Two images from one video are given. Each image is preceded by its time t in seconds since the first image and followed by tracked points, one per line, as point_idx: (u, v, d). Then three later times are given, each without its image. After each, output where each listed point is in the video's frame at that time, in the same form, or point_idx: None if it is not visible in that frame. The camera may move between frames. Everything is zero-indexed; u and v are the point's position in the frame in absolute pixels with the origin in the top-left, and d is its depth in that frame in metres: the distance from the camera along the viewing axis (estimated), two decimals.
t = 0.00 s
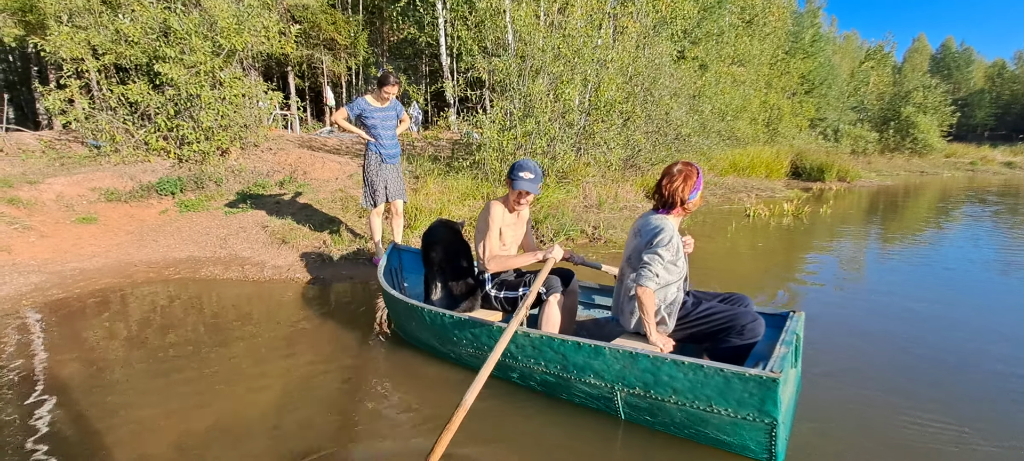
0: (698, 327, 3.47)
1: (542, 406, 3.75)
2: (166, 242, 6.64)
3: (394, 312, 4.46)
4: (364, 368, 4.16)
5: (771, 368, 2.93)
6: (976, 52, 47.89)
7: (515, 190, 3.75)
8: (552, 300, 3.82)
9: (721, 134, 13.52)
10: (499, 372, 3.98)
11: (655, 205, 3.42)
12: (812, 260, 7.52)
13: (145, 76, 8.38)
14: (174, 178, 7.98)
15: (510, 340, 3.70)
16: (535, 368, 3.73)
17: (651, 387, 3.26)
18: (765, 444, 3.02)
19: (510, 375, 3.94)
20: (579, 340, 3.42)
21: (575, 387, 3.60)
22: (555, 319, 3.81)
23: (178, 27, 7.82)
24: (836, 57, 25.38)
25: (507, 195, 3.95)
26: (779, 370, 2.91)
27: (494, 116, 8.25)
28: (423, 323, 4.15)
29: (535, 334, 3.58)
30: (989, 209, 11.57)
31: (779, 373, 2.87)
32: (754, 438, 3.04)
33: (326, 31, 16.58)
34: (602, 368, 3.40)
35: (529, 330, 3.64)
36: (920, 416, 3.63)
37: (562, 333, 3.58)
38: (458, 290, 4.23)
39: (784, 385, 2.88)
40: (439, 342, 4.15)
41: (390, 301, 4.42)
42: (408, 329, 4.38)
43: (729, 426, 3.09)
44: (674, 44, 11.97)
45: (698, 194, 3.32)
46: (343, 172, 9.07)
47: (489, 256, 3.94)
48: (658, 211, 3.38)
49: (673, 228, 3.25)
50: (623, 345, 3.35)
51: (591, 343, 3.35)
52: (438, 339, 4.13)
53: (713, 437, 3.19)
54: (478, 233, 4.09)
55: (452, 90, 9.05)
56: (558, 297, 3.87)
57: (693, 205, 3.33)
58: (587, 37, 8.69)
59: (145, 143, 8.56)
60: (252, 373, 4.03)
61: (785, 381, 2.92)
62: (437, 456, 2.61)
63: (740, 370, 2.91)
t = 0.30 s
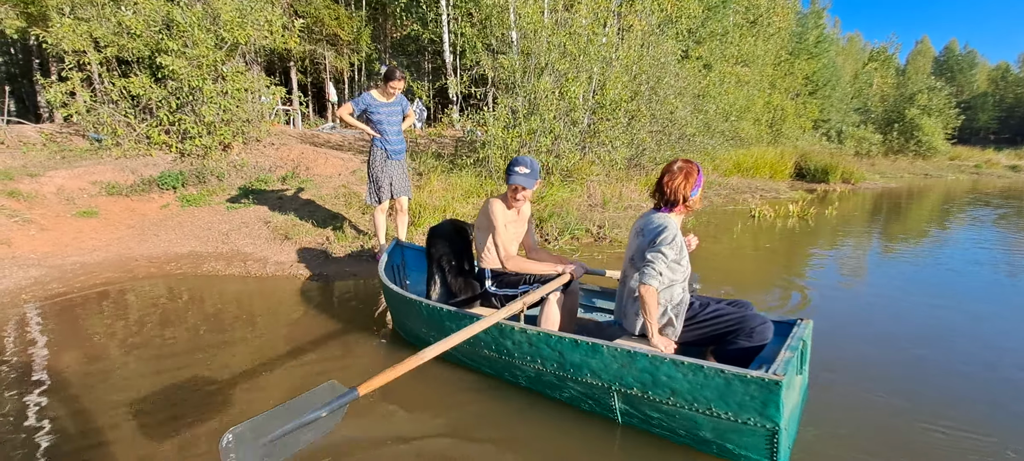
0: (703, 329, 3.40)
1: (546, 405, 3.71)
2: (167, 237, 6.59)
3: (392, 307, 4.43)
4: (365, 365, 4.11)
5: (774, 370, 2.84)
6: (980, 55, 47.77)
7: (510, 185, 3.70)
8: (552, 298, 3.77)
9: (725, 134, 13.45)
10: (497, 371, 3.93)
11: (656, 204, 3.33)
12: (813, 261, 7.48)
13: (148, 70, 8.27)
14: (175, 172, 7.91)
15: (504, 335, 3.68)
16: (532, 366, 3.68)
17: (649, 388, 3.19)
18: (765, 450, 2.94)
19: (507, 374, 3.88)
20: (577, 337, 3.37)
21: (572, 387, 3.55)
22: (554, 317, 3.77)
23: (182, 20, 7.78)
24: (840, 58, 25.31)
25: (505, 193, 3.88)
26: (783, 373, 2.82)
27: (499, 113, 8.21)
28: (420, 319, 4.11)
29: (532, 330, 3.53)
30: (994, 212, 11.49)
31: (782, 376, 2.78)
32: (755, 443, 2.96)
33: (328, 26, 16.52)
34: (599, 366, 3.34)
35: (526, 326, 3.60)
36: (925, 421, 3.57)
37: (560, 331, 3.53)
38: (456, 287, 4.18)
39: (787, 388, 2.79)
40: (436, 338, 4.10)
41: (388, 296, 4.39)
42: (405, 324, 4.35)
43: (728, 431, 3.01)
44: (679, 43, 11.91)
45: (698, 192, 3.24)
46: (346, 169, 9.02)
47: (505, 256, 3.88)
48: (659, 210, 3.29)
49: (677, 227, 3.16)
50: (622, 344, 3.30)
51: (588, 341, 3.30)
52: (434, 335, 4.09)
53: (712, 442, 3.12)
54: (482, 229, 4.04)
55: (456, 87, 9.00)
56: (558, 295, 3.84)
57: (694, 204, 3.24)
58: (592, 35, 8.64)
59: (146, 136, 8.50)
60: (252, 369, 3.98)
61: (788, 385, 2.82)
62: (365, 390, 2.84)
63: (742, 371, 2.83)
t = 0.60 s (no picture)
0: (714, 340, 3.33)
1: (551, 411, 3.67)
2: (169, 236, 6.55)
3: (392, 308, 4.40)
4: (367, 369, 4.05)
5: (781, 386, 2.76)
6: (983, 58, 47.68)
7: (511, 186, 3.65)
8: (553, 304, 3.72)
9: (729, 135, 13.40)
10: (496, 377, 3.87)
11: (661, 209, 3.29)
12: (815, 263, 7.46)
13: (150, 66, 8.21)
14: (177, 169, 7.87)
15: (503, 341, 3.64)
16: (531, 372, 3.62)
17: (649, 400, 3.12)
18: None
19: (506, 381, 3.83)
20: (577, 344, 3.31)
21: (571, 395, 3.48)
22: (555, 323, 3.74)
23: (185, 15, 7.72)
24: (844, 60, 25.24)
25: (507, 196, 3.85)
26: (790, 389, 2.73)
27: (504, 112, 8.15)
28: (419, 321, 4.08)
29: (532, 336, 3.48)
30: (998, 216, 11.42)
31: (789, 392, 2.69)
32: None
33: (332, 23, 16.46)
34: (599, 375, 3.28)
35: (525, 331, 3.55)
36: (933, 429, 3.49)
37: (560, 337, 3.48)
38: (455, 289, 4.12)
39: (794, 405, 2.71)
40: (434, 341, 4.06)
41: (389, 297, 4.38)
42: (405, 326, 4.32)
43: (731, 447, 2.93)
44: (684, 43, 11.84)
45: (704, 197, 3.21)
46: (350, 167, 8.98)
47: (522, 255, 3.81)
48: (666, 215, 3.24)
49: (684, 233, 3.09)
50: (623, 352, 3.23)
51: (588, 348, 3.25)
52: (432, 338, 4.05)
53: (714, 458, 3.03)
54: (485, 231, 3.99)
55: (461, 86, 8.95)
56: (558, 302, 3.75)
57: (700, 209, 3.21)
58: (598, 34, 8.58)
59: (148, 133, 8.47)
60: (253, 372, 3.93)
61: (795, 401, 2.73)
62: (327, 382, 2.90)
63: (747, 385, 2.75)
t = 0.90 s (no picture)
0: (720, 346, 3.29)
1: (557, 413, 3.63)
2: (171, 234, 6.52)
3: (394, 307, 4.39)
4: (372, 370, 4.01)
5: (782, 397, 2.68)
6: (986, 57, 47.57)
7: (516, 186, 3.60)
8: (552, 307, 3.67)
9: (733, 134, 13.35)
10: (496, 379, 3.83)
11: (666, 211, 3.24)
12: (816, 262, 7.44)
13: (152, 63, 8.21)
14: (179, 167, 7.83)
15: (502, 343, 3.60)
16: (530, 376, 3.58)
17: (647, 406, 3.06)
18: None
19: (506, 384, 3.79)
20: (574, 348, 3.26)
21: (569, 400, 3.44)
22: (555, 327, 3.65)
23: (187, 12, 7.71)
24: (847, 59, 25.17)
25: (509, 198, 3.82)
26: (792, 400, 2.65)
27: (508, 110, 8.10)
28: (419, 320, 4.07)
29: (530, 339, 3.44)
30: (1002, 216, 11.39)
31: (790, 403, 2.61)
32: None
33: (334, 20, 16.41)
34: (597, 380, 3.23)
35: (523, 334, 3.51)
36: (937, 433, 3.43)
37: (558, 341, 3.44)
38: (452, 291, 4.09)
39: (795, 417, 2.63)
40: (434, 342, 4.04)
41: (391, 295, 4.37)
42: (406, 325, 4.31)
43: (731, 458, 2.86)
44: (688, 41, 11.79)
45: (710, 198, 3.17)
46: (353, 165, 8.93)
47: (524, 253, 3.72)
48: (672, 217, 3.19)
49: (691, 235, 3.04)
50: (621, 357, 3.18)
51: (586, 353, 3.20)
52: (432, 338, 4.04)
53: None
54: (488, 233, 3.96)
55: (464, 84, 8.91)
56: (558, 306, 3.70)
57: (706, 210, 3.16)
58: (602, 32, 8.52)
59: (150, 130, 8.47)
60: (256, 372, 3.90)
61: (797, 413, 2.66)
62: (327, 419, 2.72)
63: (747, 395, 2.68)
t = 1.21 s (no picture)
0: (720, 349, 3.27)
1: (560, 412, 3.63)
2: (174, 232, 6.51)
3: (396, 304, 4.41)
4: (375, 369, 4.01)
5: (777, 404, 2.64)
6: (988, 58, 47.55)
7: (519, 186, 3.59)
8: (552, 309, 3.67)
9: (735, 134, 13.34)
10: (496, 380, 3.83)
11: (667, 211, 3.23)
12: (817, 262, 7.45)
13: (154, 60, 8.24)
14: (182, 164, 7.81)
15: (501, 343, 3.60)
16: (527, 377, 3.58)
17: (642, 410, 3.05)
18: None
19: (504, 384, 3.79)
20: (570, 350, 3.24)
21: (566, 402, 3.43)
22: (554, 329, 3.65)
23: (189, 9, 7.72)
24: (848, 59, 25.16)
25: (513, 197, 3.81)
26: (787, 407, 2.61)
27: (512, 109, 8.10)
28: (420, 319, 4.08)
29: (526, 341, 3.43)
30: (1004, 217, 11.39)
31: (785, 410, 2.56)
32: None
33: (335, 18, 16.39)
34: (592, 382, 3.22)
35: (521, 334, 3.51)
36: (935, 435, 3.41)
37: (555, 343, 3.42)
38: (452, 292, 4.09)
39: (790, 424, 2.58)
40: (434, 340, 4.06)
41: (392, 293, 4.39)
42: (408, 323, 4.33)
43: None
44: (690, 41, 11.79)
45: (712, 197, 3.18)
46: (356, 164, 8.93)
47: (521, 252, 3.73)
48: (674, 217, 3.18)
49: (692, 236, 3.03)
50: (616, 360, 3.16)
51: (581, 355, 3.19)
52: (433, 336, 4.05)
53: None
54: (489, 232, 3.93)
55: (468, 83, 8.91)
56: (558, 305, 3.72)
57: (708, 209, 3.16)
58: (606, 30, 8.51)
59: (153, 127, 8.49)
60: (259, 371, 3.89)
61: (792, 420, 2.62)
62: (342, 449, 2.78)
63: (741, 402, 2.64)
